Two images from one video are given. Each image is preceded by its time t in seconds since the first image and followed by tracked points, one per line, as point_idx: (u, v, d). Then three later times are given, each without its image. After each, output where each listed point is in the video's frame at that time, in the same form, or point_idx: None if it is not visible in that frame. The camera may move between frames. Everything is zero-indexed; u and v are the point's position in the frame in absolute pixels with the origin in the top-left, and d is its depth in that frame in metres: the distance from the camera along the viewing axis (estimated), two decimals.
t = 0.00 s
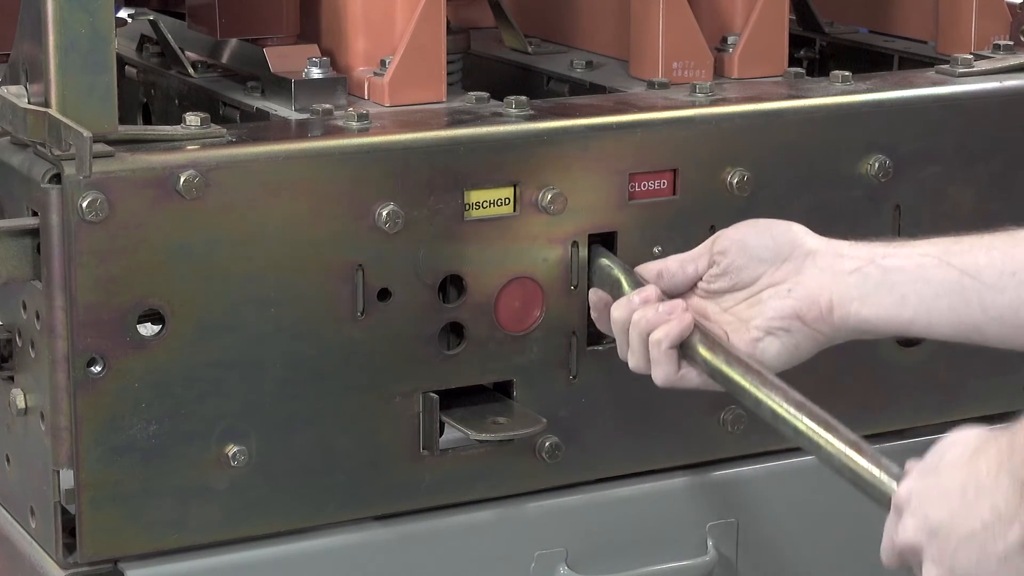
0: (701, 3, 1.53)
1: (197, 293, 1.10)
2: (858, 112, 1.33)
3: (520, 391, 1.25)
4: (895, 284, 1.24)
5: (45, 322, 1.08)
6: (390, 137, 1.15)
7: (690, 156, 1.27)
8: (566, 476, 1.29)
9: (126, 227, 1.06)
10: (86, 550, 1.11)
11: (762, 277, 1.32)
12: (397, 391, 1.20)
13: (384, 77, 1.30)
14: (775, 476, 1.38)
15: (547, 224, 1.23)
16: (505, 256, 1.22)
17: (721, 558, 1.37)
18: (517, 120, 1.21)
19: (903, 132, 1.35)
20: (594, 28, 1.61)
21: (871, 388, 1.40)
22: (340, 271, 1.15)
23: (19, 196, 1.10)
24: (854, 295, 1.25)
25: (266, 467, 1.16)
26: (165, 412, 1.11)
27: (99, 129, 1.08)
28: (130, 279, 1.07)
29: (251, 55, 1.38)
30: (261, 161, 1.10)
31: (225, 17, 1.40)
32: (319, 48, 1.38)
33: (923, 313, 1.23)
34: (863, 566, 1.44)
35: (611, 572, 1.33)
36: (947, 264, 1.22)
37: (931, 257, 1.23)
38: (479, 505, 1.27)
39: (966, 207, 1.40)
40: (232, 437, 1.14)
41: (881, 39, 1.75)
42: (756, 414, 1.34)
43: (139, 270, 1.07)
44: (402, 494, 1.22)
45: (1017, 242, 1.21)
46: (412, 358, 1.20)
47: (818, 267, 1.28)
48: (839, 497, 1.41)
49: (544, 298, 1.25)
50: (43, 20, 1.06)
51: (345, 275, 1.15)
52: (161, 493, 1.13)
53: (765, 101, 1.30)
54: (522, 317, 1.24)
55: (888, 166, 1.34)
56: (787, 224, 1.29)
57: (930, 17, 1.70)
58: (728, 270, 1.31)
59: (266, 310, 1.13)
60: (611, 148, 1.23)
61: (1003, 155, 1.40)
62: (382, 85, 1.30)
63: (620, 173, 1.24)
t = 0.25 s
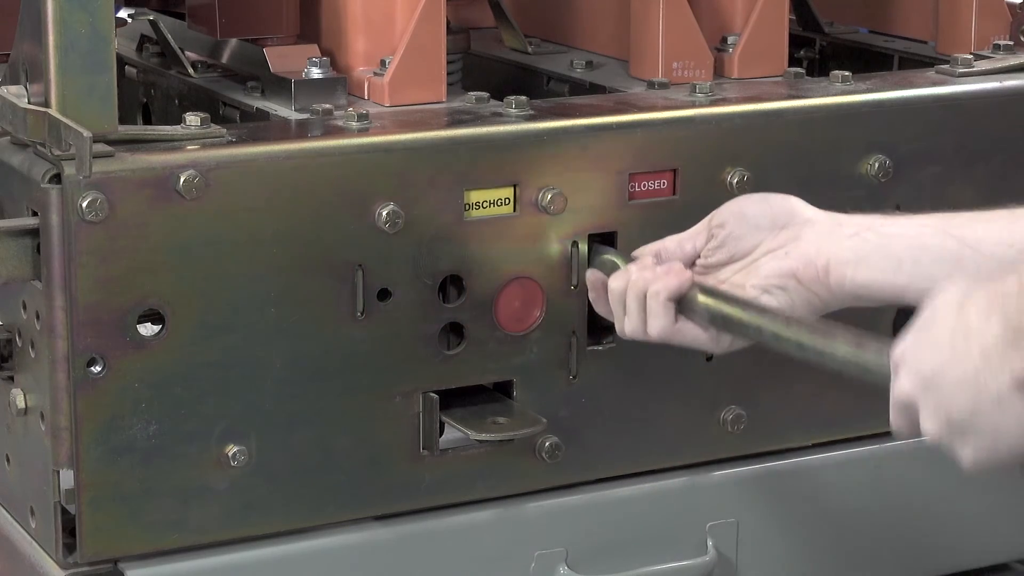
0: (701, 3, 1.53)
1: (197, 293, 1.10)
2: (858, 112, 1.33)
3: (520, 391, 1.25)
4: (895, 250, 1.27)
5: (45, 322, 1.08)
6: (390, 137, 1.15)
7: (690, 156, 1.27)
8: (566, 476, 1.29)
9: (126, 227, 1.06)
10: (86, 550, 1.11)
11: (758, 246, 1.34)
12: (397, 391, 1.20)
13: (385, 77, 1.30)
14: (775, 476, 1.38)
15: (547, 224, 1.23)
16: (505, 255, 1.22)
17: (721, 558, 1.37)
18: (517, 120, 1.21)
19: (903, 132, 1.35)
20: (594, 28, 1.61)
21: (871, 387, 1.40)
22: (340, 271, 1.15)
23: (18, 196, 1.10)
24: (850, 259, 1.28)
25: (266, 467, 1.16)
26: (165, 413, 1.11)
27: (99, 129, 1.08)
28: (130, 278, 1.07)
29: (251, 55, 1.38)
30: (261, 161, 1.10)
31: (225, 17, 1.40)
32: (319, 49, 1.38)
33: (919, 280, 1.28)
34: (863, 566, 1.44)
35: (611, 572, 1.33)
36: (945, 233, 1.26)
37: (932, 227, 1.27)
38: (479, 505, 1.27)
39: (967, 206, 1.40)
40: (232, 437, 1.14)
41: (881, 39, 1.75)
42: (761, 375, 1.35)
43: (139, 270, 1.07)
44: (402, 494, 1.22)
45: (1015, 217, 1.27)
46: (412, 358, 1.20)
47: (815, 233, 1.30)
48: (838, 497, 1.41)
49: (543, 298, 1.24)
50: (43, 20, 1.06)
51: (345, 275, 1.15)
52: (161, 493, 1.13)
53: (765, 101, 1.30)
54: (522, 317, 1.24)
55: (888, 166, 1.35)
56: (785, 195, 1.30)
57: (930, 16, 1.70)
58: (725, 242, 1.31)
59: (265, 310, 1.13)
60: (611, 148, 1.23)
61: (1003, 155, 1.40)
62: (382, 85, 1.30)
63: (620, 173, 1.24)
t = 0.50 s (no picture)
0: (701, 3, 1.53)
1: (197, 293, 1.10)
2: (858, 112, 1.33)
3: (520, 391, 1.25)
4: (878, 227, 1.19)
5: (45, 322, 1.08)
6: (390, 137, 1.15)
7: (691, 156, 1.27)
8: (566, 476, 1.29)
9: (126, 228, 1.06)
10: (86, 550, 1.11)
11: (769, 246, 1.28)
12: (397, 391, 1.20)
13: (385, 77, 1.30)
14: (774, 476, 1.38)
15: (547, 224, 1.23)
16: (505, 255, 1.22)
17: (721, 558, 1.37)
18: (516, 120, 1.21)
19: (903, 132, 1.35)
20: (594, 29, 1.61)
21: (871, 387, 1.40)
22: (340, 271, 1.15)
23: (19, 196, 1.10)
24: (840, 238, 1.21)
25: (266, 467, 1.16)
26: (165, 413, 1.11)
27: (99, 129, 1.08)
28: (130, 279, 1.07)
29: (251, 55, 1.38)
30: (260, 161, 1.10)
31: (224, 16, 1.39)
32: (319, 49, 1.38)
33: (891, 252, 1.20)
34: (863, 566, 1.44)
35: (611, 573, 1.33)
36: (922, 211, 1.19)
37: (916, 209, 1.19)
38: (479, 505, 1.27)
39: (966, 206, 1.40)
40: (232, 437, 1.14)
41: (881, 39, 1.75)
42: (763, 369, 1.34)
43: (139, 270, 1.07)
44: (402, 494, 1.22)
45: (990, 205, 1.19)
46: (412, 358, 1.20)
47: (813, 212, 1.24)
48: (838, 497, 1.41)
49: (544, 298, 1.24)
50: (43, 20, 1.06)
51: (345, 275, 1.15)
52: (161, 493, 1.13)
53: (765, 101, 1.30)
54: (522, 317, 1.24)
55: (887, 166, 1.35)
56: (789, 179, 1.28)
57: (930, 16, 1.70)
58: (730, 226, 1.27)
59: (265, 310, 1.13)
60: (611, 148, 1.23)
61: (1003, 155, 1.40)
62: (382, 85, 1.30)
63: (620, 173, 1.24)
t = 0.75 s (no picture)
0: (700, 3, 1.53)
1: (197, 293, 1.10)
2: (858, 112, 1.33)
3: (520, 391, 1.25)
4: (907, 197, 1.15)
5: (45, 323, 1.08)
6: (389, 137, 1.15)
7: (691, 156, 1.27)
8: (566, 476, 1.29)
9: (126, 228, 1.06)
10: (86, 550, 1.11)
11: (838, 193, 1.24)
12: (397, 391, 1.20)
13: (385, 77, 1.30)
14: (774, 476, 1.38)
15: (547, 225, 1.23)
16: (505, 255, 1.22)
17: (721, 558, 1.37)
18: (516, 120, 1.21)
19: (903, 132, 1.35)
20: (594, 28, 1.61)
21: (871, 388, 1.40)
22: (340, 271, 1.15)
23: (18, 196, 1.10)
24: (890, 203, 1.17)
25: (266, 467, 1.16)
26: (165, 413, 1.11)
27: (99, 129, 1.08)
28: (130, 278, 1.07)
29: (251, 55, 1.38)
30: (260, 161, 1.10)
31: (225, 17, 1.39)
32: (319, 48, 1.38)
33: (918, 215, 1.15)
34: (863, 566, 1.44)
35: (611, 572, 1.33)
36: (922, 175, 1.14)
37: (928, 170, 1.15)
38: (479, 505, 1.27)
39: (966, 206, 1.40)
40: (232, 437, 1.14)
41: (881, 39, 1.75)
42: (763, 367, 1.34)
43: (139, 269, 1.07)
44: (402, 494, 1.22)
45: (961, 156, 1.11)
46: (412, 358, 1.20)
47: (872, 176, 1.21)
48: (838, 497, 1.41)
49: (544, 299, 1.24)
50: (43, 20, 1.06)
51: (345, 275, 1.15)
52: (161, 493, 1.13)
53: (765, 101, 1.30)
54: (522, 318, 1.24)
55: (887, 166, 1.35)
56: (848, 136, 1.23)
57: (930, 17, 1.70)
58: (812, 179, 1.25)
59: (265, 310, 1.13)
60: (611, 148, 1.23)
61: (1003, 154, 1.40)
62: (382, 85, 1.30)
63: (620, 173, 1.24)
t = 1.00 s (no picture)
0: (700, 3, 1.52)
1: (197, 293, 1.10)
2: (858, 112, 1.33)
3: (520, 391, 1.25)
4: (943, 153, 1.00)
5: (45, 322, 1.08)
6: (390, 137, 1.15)
7: (691, 155, 1.27)
8: (566, 476, 1.29)
9: (126, 228, 1.06)
10: (86, 550, 1.11)
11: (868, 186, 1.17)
12: (397, 391, 1.20)
13: (385, 77, 1.30)
14: (774, 476, 1.38)
15: (547, 224, 1.23)
16: (505, 255, 1.22)
17: (721, 558, 1.37)
18: (516, 120, 1.21)
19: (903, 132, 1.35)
20: (594, 28, 1.61)
21: (871, 388, 1.40)
22: (340, 272, 1.15)
23: (18, 196, 1.09)
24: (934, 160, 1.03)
25: (266, 467, 1.16)
26: (165, 413, 1.11)
27: (99, 129, 1.08)
28: (130, 278, 1.07)
29: (251, 55, 1.38)
30: (260, 161, 1.10)
31: (225, 17, 1.39)
32: (319, 48, 1.38)
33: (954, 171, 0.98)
34: (864, 566, 1.44)
35: (611, 572, 1.33)
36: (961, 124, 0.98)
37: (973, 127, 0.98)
38: (479, 505, 1.27)
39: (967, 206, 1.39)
40: (232, 437, 1.14)
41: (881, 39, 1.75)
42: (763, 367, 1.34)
43: (139, 269, 1.07)
44: (402, 494, 1.22)
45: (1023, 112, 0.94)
46: (412, 358, 1.20)
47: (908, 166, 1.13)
48: (838, 497, 1.41)
49: (544, 298, 1.24)
50: (44, 20, 1.06)
51: (345, 275, 1.15)
52: (161, 493, 1.13)
53: (765, 101, 1.30)
54: (522, 318, 1.24)
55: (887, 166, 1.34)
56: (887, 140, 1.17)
57: (930, 17, 1.70)
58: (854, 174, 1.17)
59: (265, 310, 1.13)
60: (611, 148, 1.23)
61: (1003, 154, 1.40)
62: (382, 85, 1.30)
63: (620, 173, 1.24)
